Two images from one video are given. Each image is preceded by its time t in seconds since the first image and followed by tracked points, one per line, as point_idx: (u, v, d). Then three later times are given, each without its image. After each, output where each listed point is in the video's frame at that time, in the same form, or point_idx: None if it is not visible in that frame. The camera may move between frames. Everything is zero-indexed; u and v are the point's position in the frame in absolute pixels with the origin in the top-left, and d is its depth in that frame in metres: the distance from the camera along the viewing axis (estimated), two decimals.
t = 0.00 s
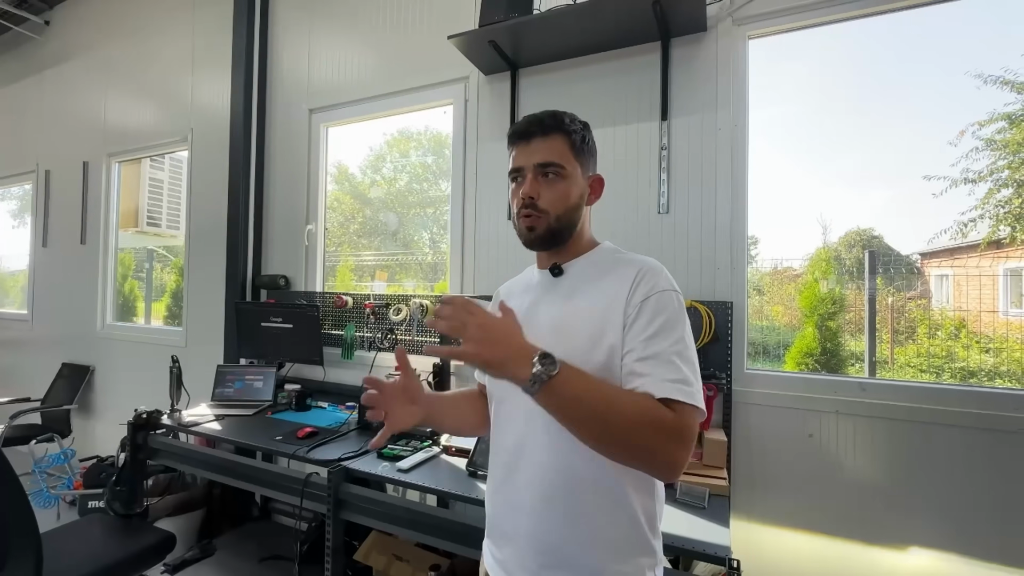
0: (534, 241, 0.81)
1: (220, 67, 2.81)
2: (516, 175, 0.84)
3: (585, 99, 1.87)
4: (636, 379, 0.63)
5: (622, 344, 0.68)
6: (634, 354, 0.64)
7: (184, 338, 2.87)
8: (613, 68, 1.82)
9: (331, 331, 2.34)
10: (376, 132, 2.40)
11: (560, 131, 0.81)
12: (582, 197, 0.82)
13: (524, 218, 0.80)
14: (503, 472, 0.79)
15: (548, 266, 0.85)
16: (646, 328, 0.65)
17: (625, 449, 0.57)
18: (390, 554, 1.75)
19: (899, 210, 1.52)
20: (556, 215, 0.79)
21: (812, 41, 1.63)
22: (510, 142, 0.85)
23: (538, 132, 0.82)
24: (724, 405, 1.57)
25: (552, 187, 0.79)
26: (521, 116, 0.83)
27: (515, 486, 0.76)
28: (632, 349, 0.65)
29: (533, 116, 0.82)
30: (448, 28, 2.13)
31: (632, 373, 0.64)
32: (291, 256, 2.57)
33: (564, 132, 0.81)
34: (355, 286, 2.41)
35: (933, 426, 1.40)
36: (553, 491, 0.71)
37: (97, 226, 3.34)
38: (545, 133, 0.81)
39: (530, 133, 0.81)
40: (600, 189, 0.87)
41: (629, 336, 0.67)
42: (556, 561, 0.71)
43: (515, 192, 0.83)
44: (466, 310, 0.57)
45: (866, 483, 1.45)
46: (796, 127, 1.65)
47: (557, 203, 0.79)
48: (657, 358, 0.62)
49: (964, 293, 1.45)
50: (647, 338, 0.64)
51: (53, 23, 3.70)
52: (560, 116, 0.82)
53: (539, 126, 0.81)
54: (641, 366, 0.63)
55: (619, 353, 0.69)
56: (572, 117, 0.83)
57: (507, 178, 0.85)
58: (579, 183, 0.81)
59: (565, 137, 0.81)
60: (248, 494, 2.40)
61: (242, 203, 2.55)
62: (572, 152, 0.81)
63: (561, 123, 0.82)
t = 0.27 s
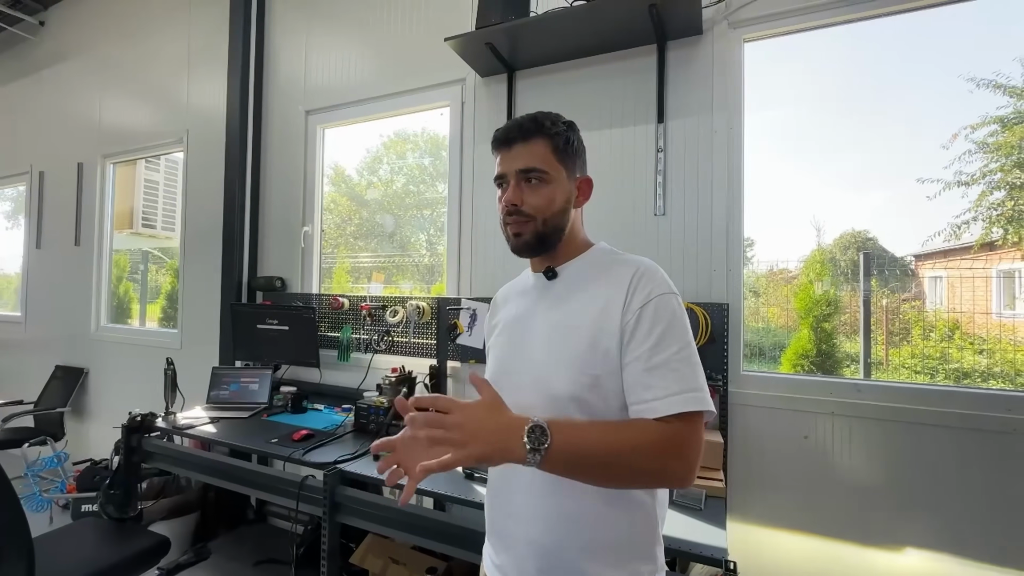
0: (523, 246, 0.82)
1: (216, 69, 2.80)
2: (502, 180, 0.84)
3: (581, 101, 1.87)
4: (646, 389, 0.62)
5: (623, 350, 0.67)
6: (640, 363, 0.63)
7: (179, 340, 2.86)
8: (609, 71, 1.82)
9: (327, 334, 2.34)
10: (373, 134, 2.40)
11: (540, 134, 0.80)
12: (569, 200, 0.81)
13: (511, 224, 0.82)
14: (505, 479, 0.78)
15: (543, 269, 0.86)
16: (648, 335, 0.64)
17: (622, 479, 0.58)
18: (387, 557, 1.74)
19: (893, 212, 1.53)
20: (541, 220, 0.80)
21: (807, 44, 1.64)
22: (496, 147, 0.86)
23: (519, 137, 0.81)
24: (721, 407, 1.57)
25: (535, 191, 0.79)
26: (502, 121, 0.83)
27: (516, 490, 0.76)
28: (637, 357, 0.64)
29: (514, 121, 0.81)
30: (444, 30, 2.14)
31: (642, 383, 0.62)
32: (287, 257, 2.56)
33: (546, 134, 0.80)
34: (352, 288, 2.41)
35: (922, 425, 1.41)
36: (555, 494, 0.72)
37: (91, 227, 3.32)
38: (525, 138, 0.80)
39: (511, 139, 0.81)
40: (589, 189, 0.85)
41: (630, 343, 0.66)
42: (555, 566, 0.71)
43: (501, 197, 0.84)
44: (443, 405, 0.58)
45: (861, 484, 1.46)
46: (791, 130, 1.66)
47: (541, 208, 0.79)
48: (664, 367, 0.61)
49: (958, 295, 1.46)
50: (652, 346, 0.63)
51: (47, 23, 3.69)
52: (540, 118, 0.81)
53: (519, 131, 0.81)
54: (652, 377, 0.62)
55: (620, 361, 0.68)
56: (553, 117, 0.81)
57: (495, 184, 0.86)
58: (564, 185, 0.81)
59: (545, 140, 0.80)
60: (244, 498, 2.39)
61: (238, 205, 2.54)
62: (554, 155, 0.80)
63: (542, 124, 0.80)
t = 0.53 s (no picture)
0: (544, 233, 0.81)
1: (212, 69, 2.79)
2: (536, 164, 0.84)
3: (579, 103, 1.87)
4: (680, 402, 0.62)
5: (648, 360, 0.67)
6: (671, 376, 0.64)
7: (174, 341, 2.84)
8: (606, 72, 1.82)
9: (324, 335, 2.32)
10: (370, 135, 2.39)
11: (588, 130, 0.83)
12: (597, 200, 0.83)
13: (537, 208, 0.80)
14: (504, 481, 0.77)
15: (552, 267, 0.84)
16: (678, 347, 0.65)
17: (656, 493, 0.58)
18: (383, 560, 1.72)
19: (889, 214, 1.53)
20: (570, 211, 0.80)
21: (803, 46, 1.65)
22: (534, 131, 0.86)
23: (566, 126, 0.83)
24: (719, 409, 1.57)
25: (571, 181, 0.80)
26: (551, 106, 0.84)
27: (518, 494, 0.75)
28: (667, 370, 0.64)
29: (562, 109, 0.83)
30: (442, 31, 2.13)
31: (674, 397, 0.63)
32: (283, 258, 2.55)
33: (591, 131, 0.83)
34: (348, 289, 2.40)
35: (913, 426, 1.42)
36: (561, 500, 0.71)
37: (86, 228, 3.29)
38: (573, 127, 0.82)
39: (558, 124, 0.82)
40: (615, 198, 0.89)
41: (658, 356, 0.66)
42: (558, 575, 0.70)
43: (531, 182, 0.84)
44: (518, 459, 0.52)
45: (859, 486, 1.46)
46: (788, 131, 1.67)
47: (574, 199, 0.80)
48: (695, 381, 0.63)
49: (953, 296, 1.47)
50: (682, 360, 0.64)
51: (42, 23, 3.67)
52: (589, 115, 0.84)
53: (567, 120, 0.82)
54: (685, 391, 0.62)
55: (642, 369, 0.68)
56: (601, 119, 0.85)
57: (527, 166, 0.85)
58: (597, 184, 0.83)
59: (591, 136, 0.82)
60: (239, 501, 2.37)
61: (233, 205, 2.53)
62: (595, 153, 0.82)
63: (590, 122, 0.83)
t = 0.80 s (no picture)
0: (570, 226, 0.77)
1: (208, 69, 2.77)
2: (567, 152, 0.80)
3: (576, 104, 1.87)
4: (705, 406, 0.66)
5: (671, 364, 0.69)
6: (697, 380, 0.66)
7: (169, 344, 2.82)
8: (603, 74, 1.82)
9: (319, 337, 2.31)
10: (367, 136, 2.39)
11: (622, 128, 0.82)
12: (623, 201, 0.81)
13: (567, 197, 0.76)
14: (512, 492, 0.74)
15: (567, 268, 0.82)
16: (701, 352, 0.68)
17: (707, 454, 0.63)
18: (378, 564, 1.71)
19: (885, 216, 1.53)
20: (599, 204, 0.76)
21: (799, 48, 1.65)
22: (567, 121, 0.83)
23: (602, 120, 0.81)
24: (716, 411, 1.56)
25: (604, 174, 0.77)
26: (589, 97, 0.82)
27: (525, 504, 0.73)
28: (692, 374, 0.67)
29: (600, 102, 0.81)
30: (439, 32, 2.13)
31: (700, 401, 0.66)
32: (279, 260, 2.54)
33: (624, 131, 0.82)
34: (344, 291, 2.39)
35: (907, 429, 1.42)
36: (571, 507, 0.69)
37: (80, 230, 3.27)
38: (608, 122, 0.80)
39: (593, 117, 0.80)
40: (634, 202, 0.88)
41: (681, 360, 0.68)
42: None
43: (560, 170, 0.79)
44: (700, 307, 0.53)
45: (856, 488, 1.46)
46: (784, 133, 1.67)
47: (605, 194, 0.76)
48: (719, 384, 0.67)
49: (948, 297, 1.47)
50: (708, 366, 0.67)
51: (36, 23, 3.65)
52: (622, 114, 0.83)
53: (602, 116, 0.81)
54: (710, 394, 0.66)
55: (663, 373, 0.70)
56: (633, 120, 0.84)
57: (556, 154, 0.81)
58: (625, 184, 0.80)
59: (624, 135, 0.81)
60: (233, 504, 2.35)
61: (229, 206, 2.52)
62: (626, 152, 0.81)
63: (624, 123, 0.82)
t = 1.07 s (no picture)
0: (579, 252, 0.77)
1: (204, 70, 2.77)
2: (568, 174, 0.78)
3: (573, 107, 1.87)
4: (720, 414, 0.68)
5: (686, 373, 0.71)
6: (712, 389, 0.68)
7: (164, 346, 2.80)
8: (600, 77, 1.83)
9: (316, 340, 2.30)
10: (364, 138, 2.38)
11: (624, 137, 0.78)
12: (629, 213, 0.80)
13: (574, 226, 0.76)
14: (524, 504, 0.74)
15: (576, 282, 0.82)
16: (715, 360, 0.70)
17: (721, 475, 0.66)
18: (376, 568, 1.70)
19: (880, 218, 1.54)
20: (607, 228, 0.77)
21: (794, 51, 1.66)
22: (564, 134, 0.79)
23: (602, 133, 0.77)
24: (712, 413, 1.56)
25: (611, 197, 0.76)
26: (587, 107, 0.77)
27: (536, 515, 0.73)
28: (706, 382, 0.69)
29: (599, 113, 0.77)
30: (436, 35, 2.13)
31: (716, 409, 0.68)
32: (276, 262, 2.53)
33: (628, 140, 0.78)
34: (341, 293, 2.38)
35: (903, 431, 1.43)
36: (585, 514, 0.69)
37: (74, 231, 3.25)
38: (610, 135, 0.77)
39: (594, 131, 0.77)
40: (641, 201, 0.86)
41: (695, 369, 0.70)
42: None
43: (565, 193, 0.78)
44: (651, 332, 0.58)
45: (854, 491, 1.46)
46: (780, 136, 1.67)
47: (611, 217, 0.77)
48: (733, 391, 0.69)
49: (943, 299, 1.47)
50: (721, 374, 0.69)
51: (31, 24, 3.63)
52: (624, 119, 0.79)
53: (605, 128, 0.77)
54: (725, 401, 0.68)
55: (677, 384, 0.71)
56: (634, 124, 0.81)
57: (556, 175, 0.78)
58: (630, 197, 0.79)
59: (628, 145, 0.78)
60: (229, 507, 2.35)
61: (225, 208, 2.51)
62: (631, 165, 0.79)
63: (627, 129, 0.78)
